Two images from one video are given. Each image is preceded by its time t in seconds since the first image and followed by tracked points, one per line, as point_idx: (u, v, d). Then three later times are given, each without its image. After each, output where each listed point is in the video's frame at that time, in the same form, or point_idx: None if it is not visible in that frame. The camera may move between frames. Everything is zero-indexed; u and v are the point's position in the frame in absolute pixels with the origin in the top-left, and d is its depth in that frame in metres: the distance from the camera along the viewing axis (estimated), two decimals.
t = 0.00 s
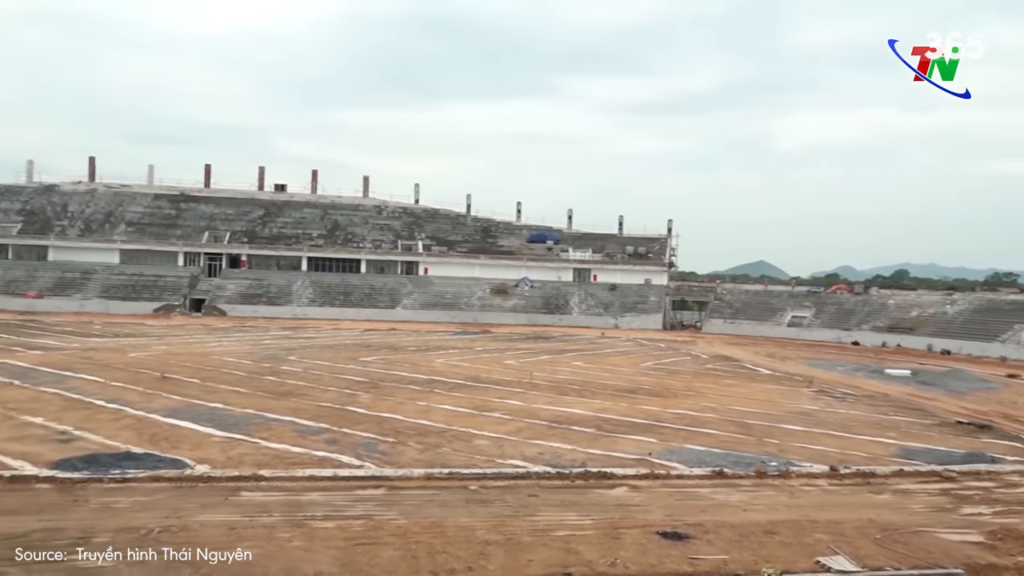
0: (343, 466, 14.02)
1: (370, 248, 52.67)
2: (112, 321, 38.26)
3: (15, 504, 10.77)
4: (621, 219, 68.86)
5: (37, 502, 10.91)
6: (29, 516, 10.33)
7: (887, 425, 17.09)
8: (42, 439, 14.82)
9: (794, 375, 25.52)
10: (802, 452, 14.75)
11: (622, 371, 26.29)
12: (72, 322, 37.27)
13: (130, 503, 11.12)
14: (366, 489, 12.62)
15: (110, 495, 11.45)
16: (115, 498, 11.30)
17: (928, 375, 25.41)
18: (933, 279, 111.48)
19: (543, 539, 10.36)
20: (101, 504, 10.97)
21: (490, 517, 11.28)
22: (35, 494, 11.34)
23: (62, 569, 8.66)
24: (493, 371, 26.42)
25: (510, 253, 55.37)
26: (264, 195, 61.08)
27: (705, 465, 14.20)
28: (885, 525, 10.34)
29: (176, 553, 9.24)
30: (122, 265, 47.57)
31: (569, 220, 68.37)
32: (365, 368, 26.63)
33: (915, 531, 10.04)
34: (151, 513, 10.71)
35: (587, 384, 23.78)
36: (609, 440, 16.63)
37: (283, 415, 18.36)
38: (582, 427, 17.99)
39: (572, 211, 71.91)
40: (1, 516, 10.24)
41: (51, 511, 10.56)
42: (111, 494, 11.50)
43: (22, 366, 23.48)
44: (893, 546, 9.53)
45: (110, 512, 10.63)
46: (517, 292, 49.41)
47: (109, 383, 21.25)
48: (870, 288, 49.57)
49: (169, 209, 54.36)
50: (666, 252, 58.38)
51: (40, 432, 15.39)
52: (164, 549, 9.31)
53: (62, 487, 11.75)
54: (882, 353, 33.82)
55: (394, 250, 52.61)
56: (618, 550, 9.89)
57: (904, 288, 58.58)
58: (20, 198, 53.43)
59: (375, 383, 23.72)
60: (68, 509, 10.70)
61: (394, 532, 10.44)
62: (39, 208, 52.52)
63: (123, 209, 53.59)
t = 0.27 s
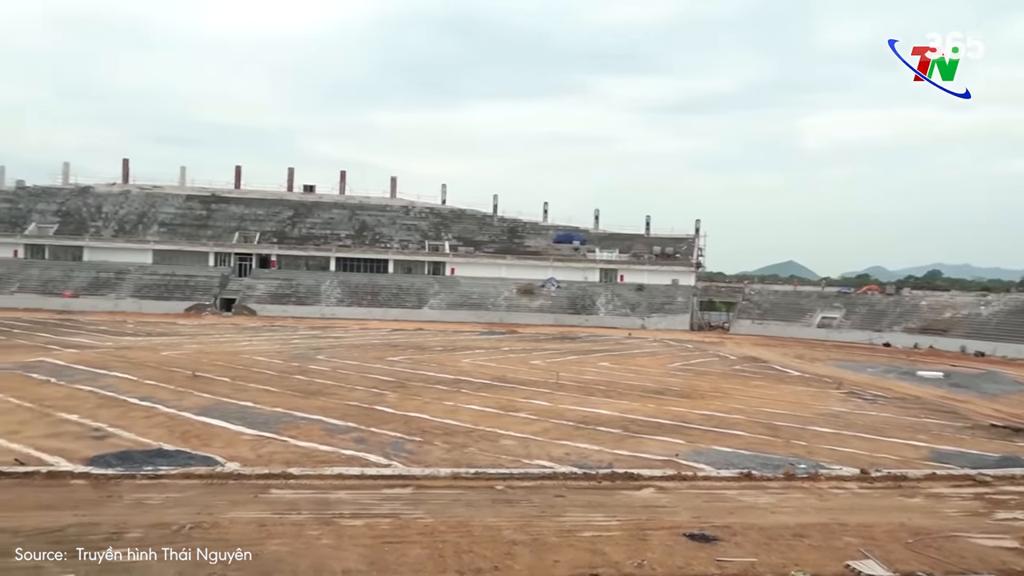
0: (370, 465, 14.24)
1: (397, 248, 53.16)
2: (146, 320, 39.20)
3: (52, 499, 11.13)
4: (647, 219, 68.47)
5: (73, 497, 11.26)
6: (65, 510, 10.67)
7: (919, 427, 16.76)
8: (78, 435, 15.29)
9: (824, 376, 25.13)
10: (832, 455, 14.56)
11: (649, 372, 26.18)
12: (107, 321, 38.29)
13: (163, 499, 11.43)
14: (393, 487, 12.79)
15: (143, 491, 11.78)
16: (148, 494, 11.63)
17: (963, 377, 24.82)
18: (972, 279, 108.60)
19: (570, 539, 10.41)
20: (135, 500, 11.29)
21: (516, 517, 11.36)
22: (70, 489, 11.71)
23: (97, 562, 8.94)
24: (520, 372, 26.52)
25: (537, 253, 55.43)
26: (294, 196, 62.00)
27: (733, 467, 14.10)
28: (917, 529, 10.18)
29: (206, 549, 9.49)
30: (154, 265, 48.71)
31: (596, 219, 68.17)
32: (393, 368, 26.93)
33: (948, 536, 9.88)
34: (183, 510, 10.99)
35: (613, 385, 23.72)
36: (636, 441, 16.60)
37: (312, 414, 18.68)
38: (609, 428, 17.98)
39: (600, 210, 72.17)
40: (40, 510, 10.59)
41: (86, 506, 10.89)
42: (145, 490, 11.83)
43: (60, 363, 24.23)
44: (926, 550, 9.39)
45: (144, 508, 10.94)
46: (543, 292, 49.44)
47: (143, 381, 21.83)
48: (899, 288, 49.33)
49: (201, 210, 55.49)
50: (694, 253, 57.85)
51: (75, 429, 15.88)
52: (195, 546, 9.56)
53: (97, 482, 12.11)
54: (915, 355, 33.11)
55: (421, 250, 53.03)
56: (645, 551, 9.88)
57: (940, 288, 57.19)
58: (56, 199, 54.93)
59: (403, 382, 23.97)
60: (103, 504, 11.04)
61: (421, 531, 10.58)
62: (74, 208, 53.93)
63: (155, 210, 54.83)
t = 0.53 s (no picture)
0: (396, 464, 14.39)
1: (423, 249, 53.57)
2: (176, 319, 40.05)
3: (85, 495, 11.45)
4: (674, 219, 67.99)
5: (105, 494, 11.57)
6: (97, 507, 10.96)
7: (953, 431, 16.40)
8: (110, 433, 15.70)
9: (854, 378, 24.69)
10: (862, 458, 14.32)
11: (675, 373, 26.00)
12: (139, 320, 39.18)
13: (192, 496, 11.70)
14: (419, 487, 12.92)
15: (173, 489, 12.07)
16: (177, 492, 11.91)
17: (998, 380, 24.20)
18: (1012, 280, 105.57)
19: (595, 541, 10.41)
20: (165, 497, 11.57)
21: (542, 518, 11.39)
22: (102, 486, 12.03)
23: (128, 557, 9.17)
24: (545, 372, 26.55)
25: (563, 253, 55.41)
26: (321, 197, 62.81)
27: (761, 470, 13.96)
28: (950, 534, 10.01)
29: (236, 546, 9.70)
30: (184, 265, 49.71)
31: (621, 219, 67.90)
32: (419, 368, 27.14)
33: (982, 542, 9.69)
34: (212, 507, 11.23)
35: (638, 386, 23.60)
36: (663, 443, 16.52)
37: (338, 413, 18.94)
38: (635, 429, 17.92)
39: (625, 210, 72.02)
40: (73, 507, 10.90)
41: (118, 502, 11.18)
42: (174, 488, 12.10)
43: (93, 362, 24.88)
44: (959, 557, 9.23)
45: (174, 505, 11.20)
46: (569, 292, 49.38)
47: (173, 380, 22.33)
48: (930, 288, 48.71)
49: (229, 211, 56.50)
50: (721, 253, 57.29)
51: (107, 426, 16.30)
52: (223, 543, 9.77)
53: (128, 480, 12.42)
54: (948, 357, 32.37)
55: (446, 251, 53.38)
56: (672, 554, 9.85)
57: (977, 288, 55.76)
58: (89, 200, 56.30)
59: (428, 382, 24.15)
60: (134, 501, 11.33)
61: (446, 531, 10.67)
62: (106, 209, 55.23)
63: (185, 210, 55.95)
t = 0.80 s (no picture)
0: (424, 463, 14.59)
1: (451, 249, 53.92)
2: (209, 319, 40.91)
3: (120, 491, 11.82)
4: (702, 219, 67.37)
5: (139, 490, 11.93)
6: (132, 502, 11.30)
7: (989, 435, 16.02)
8: (144, 430, 16.16)
9: (888, 380, 24.21)
10: (895, 461, 14.09)
11: (704, 374, 25.80)
12: (172, 320, 40.15)
13: (224, 493, 12.01)
14: (447, 486, 13.08)
15: (205, 485, 12.40)
16: (210, 488, 12.22)
17: None
18: None
19: (623, 542, 10.44)
20: (197, 494, 11.89)
21: (570, 519, 11.45)
22: (137, 482, 12.40)
23: (163, 552, 9.46)
24: (572, 373, 26.55)
25: (591, 253, 55.30)
26: (351, 198, 63.61)
27: (791, 472, 13.82)
28: (986, 540, 9.84)
29: (267, 543, 9.94)
30: (216, 265, 50.78)
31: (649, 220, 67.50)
32: (447, 368, 27.37)
33: (1021, 549, 9.52)
34: (243, 504, 11.52)
35: (666, 387, 23.48)
36: (691, 444, 16.44)
37: (367, 413, 19.22)
38: (663, 431, 17.85)
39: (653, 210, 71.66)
40: (109, 502, 11.26)
41: (152, 498, 11.52)
42: (207, 485, 12.43)
43: (128, 360, 25.60)
44: (996, 564, 9.08)
45: (206, 502, 11.51)
46: (597, 293, 49.25)
47: (205, 378, 22.88)
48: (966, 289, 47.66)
49: (260, 212, 57.57)
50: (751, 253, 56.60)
51: (142, 424, 16.77)
52: (255, 539, 10.05)
53: (162, 476, 12.79)
54: (986, 359, 31.55)
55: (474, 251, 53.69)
56: (700, 556, 9.83)
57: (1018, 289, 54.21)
58: (124, 201, 57.81)
59: (457, 382, 24.34)
60: (168, 497, 11.67)
61: (473, 531, 10.79)
62: (140, 210, 56.59)
63: (217, 211, 57.10)
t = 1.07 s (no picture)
0: (452, 463, 14.74)
1: (479, 250, 54.16)
2: (240, 319, 41.71)
3: (155, 488, 12.17)
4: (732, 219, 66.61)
5: (173, 487, 12.28)
6: (166, 499, 11.64)
7: None
8: (177, 428, 16.60)
9: (923, 383, 23.70)
10: (930, 465, 13.83)
11: (733, 375, 25.55)
12: (205, 319, 41.02)
13: (255, 491, 12.31)
14: (474, 486, 13.21)
15: (236, 483, 12.72)
16: (241, 486, 12.53)
17: None
18: None
19: (651, 544, 10.44)
20: (229, 491, 12.20)
21: (597, 520, 11.49)
22: (171, 479, 12.77)
23: (196, 547, 9.73)
24: (600, 373, 26.51)
25: (619, 254, 55.07)
26: (380, 199, 64.27)
27: (823, 475, 13.65)
28: None
29: (297, 540, 10.16)
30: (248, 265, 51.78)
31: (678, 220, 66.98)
32: (475, 368, 27.54)
33: None
34: (274, 502, 11.78)
35: (695, 388, 23.30)
36: (721, 446, 16.33)
37: (396, 412, 19.47)
38: (692, 432, 17.76)
39: (682, 210, 71.13)
40: (144, 498, 11.61)
41: (185, 495, 11.85)
42: (238, 483, 12.75)
43: (161, 359, 26.28)
44: None
45: (238, 499, 11.79)
46: (625, 293, 49.03)
47: (237, 377, 23.37)
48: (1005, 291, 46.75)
49: (291, 213, 58.50)
50: (782, 253, 55.82)
51: (175, 422, 17.23)
52: (285, 536, 10.28)
53: (194, 474, 13.15)
54: None
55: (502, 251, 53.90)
56: (730, 559, 9.80)
57: None
58: (158, 202, 59.19)
59: (484, 382, 24.48)
60: (200, 494, 11.99)
61: (501, 530, 10.90)
62: (174, 211, 57.90)
63: (249, 212, 58.16)
